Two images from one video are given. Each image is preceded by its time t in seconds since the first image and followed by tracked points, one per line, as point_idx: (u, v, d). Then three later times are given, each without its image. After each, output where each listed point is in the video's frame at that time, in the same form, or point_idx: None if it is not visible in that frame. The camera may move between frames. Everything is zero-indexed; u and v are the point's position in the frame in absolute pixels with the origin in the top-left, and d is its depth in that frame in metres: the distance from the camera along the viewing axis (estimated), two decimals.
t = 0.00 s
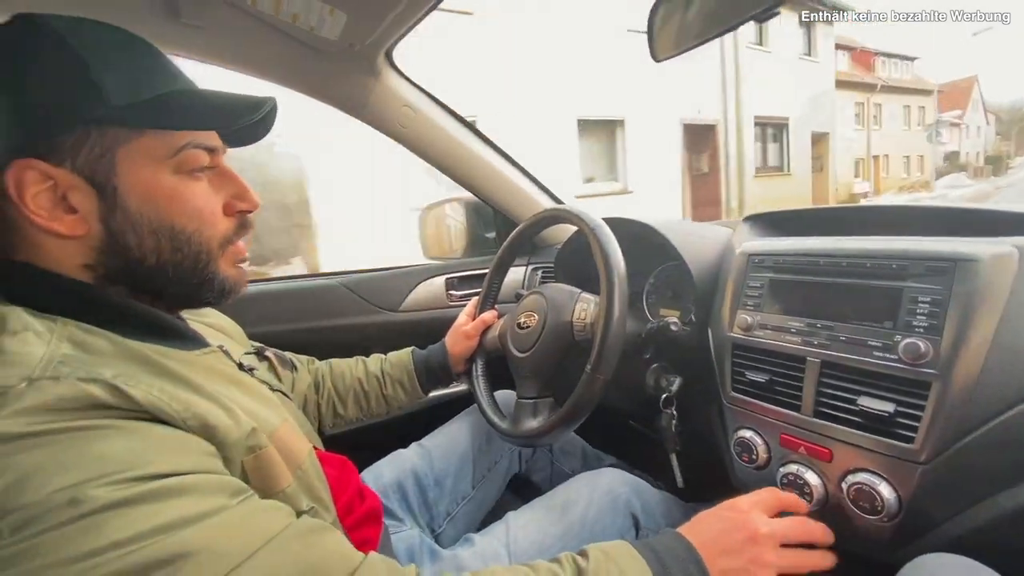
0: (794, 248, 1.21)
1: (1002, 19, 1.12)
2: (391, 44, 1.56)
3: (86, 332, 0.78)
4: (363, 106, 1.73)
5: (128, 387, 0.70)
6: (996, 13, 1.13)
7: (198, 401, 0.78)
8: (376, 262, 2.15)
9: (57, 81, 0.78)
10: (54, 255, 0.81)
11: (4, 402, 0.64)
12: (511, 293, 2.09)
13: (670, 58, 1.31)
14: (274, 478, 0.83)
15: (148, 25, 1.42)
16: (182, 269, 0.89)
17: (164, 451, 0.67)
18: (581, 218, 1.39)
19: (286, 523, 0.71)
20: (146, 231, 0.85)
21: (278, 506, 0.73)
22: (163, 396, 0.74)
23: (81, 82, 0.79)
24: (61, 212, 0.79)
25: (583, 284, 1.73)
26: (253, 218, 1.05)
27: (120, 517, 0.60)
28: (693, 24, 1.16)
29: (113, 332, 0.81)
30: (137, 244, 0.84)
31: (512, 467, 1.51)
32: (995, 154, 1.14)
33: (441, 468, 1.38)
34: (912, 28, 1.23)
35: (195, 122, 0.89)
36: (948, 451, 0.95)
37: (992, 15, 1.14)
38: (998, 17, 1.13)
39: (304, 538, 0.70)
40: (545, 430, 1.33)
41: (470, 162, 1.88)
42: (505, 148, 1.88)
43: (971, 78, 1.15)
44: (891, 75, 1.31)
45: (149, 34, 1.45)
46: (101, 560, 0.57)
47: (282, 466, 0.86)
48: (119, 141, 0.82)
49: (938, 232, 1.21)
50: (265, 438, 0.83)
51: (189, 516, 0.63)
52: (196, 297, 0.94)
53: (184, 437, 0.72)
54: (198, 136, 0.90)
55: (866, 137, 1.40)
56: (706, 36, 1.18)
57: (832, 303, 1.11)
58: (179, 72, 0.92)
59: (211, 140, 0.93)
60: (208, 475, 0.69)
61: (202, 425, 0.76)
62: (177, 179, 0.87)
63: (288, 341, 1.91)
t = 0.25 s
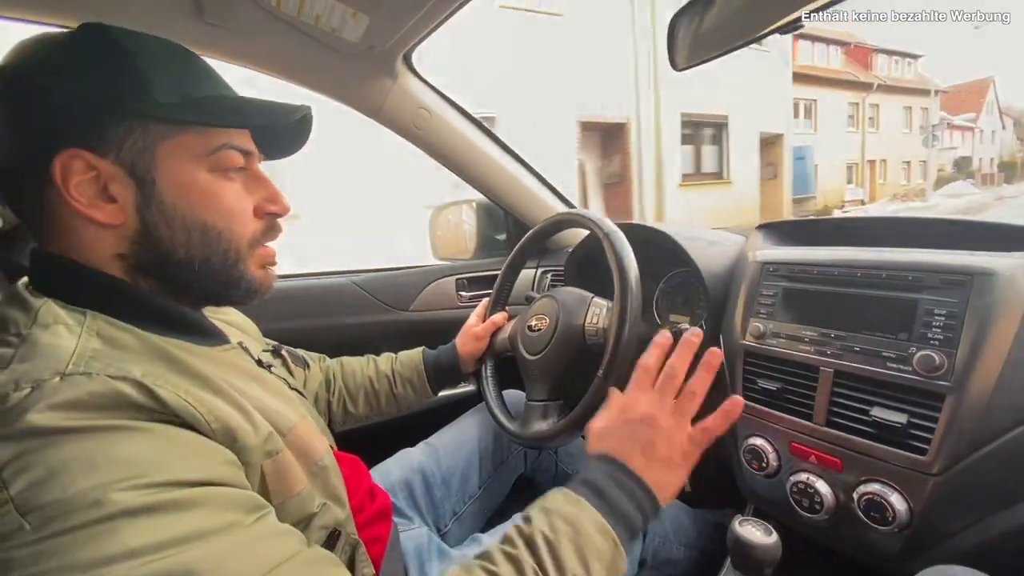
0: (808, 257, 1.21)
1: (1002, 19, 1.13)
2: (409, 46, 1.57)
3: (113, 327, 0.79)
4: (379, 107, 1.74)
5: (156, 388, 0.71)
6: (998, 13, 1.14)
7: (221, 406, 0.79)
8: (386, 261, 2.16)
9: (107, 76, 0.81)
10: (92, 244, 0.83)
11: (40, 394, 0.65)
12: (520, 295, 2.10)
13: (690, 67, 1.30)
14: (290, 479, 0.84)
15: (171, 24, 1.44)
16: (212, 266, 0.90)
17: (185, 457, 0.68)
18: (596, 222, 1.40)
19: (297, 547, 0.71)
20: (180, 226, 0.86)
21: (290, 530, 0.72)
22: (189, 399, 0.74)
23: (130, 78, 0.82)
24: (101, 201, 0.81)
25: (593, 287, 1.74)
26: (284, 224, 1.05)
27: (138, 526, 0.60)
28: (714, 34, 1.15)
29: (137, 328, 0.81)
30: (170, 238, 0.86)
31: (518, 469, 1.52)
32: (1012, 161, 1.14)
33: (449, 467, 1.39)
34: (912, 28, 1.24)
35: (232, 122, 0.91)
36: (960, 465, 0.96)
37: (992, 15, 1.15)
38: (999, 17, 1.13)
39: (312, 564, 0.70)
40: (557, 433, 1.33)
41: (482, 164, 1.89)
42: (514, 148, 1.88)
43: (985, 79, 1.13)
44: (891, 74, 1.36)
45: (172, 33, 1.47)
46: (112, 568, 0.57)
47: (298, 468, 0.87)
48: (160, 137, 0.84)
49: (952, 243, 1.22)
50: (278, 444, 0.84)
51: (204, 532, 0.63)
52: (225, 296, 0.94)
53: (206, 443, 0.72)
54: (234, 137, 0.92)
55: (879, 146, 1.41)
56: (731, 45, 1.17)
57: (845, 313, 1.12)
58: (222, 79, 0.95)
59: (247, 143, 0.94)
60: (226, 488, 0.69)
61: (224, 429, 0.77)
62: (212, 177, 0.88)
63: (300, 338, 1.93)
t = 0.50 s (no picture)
0: (806, 251, 1.21)
1: (1001, 20, 1.11)
2: (406, 40, 1.56)
3: (110, 322, 0.79)
4: (376, 102, 1.73)
5: (153, 383, 0.71)
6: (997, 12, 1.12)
7: (218, 401, 0.80)
8: (384, 258, 2.16)
9: (135, 79, 0.79)
10: (108, 243, 0.82)
11: (35, 391, 0.65)
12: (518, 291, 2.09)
13: (687, 58, 1.30)
14: (286, 474, 0.84)
15: (168, 18, 1.44)
16: (227, 270, 0.89)
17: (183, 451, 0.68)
18: (594, 217, 1.39)
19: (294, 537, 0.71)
20: (198, 228, 0.86)
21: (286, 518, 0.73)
22: (187, 396, 0.75)
23: (159, 82, 0.81)
24: (122, 201, 0.81)
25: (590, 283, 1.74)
26: (291, 227, 1.05)
27: (134, 518, 0.59)
28: (711, 25, 1.15)
29: (136, 324, 0.82)
30: (188, 240, 0.85)
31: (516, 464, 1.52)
32: (1012, 160, 1.12)
33: (448, 463, 1.39)
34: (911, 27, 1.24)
35: (254, 129, 0.90)
36: (958, 457, 0.96)
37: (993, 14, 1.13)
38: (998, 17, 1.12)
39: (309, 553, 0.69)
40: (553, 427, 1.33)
41: (480, 159, 1.88)
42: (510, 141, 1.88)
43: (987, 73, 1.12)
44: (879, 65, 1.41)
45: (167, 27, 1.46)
46: (105, 560, 0.56)
47: (296, 463, 0.87)
48: (184, 140, 0.83)
49: (949, 237, 1.21)
50: (275, 439, 0.84)
51: (202, 523, 0.64)
52: (236, 296, 0.94)
53: (203, 436, 0.73)
54: (253, 143, 0.92)
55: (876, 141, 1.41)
56: (729, 36, 1.17)
57: (843, 307, 1.12)
58: (241, 85, 0.94)
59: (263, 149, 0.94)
60: (223, 480, 0.70)
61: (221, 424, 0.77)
62: (230, 181, 0.88)
63: (297, 334, 1.92)
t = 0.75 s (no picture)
0: (806, 251, 1.21)
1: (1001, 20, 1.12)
2: (406, 40, 1.56)
3: (114, 323, 0.80)
4: (375, 103, 1.73)
5: (158, 383, 0.71)
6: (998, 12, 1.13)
7: (222, 401, 0.79)
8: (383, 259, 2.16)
9: (133, 82, 0.79)
10: (108, 244, 0.82)
11: (39, 392, 0.65)
12: (518, 291, 2.09)
13: (688, 58, 1.30)
14: (291, 475, 0.84)
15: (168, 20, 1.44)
16: (226, 269, 0.90)
17: (189, 451, 0.68)
18: (594, 217, 1.39)
19: (302, 534, 0.70)
20: (198, 228, 0.86)
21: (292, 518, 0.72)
22: (191, 396, 0.74)
23: (157, 83, 0.81)
24: (122, 203, 0.81)
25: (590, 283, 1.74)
26: (286, 224, 1.06)
27: (144, 518, 0.60)
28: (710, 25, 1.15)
29: (139, 325, 0.82)
30: (188, 240, 0.85)
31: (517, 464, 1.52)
32: (1014, 157, 1.11)
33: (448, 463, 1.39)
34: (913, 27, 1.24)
35: (252, 128, 0.90)
36: (958, 456, 0.96)
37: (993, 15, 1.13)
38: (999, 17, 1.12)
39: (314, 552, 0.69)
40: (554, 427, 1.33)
41: (479, 159, 1.88)
42: (509, 140, 1.89)
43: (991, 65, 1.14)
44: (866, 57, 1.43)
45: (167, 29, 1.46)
46: (117, 560, 0.57)
47: (298, 462, 0.87)
48: (183, 140, 0.83)
49: (950, 237, 1.21)
50: (279, 439, 0.84)
51: (211, 522, 0.63)
52: (234, 296, 0.94)
53: (209, 436, 0.72)
54: (249, 142, 0.92)
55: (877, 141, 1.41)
56: (730, 36, 1.16)
57: (842, 306, 1.12)
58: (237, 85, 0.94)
59: (260, 148, 0.94)
60: (230, 478, 0.70)
61: (225, 424, 0.77)
62: (229, 181, 0.88)
63: (296, 335, 1.92)
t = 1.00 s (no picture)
0: (803, 244, 1.21)
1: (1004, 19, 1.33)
2: (403, 31, 1.56)
3: (111, 313, 0.79)
4: (372, 94, 1.73)
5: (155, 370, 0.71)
6: (999, 14, 1.35)
7: (219, 387, 0.79)
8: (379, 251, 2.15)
9: (124, 67, 0.79)
10: (100, 232, 0.82)
11: (36, 378, 0.65)
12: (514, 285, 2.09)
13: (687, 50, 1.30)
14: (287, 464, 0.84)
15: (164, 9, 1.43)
16: (218, 257, 0.89)
17: (188, 436, 0.68)
18: (591, 208, 1.39)
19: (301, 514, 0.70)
20: (189, 215, 0.86)
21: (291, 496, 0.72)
22: (188, 381, 0.74)
23: (147, 68, 0.80)
24: (113, 190, 0.81)
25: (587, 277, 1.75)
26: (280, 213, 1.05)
27: (141, 500, 0.60)
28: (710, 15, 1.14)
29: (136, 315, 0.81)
30: (180, 227, 0.85)
31: (513, 457, 1.52)
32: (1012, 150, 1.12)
33: (443, 456, 1.39)
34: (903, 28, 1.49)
35: (243, 115, 0.89)
36: (952, 448, 0.96)
37: (994, 15, 1.36)
38: (999, 17, 1.34)
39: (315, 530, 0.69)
40: (551, 421, 1.33)
41: (476, 152, 1.88)
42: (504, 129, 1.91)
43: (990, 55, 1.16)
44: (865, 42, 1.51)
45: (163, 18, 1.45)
46: (117, 540, 0.58)
47: (294, 451, 0.87)
48: (173, 127, 0.83)
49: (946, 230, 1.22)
50: (277, 427, 0.84)
51: (209, 502, 0.63)
52: (227, 286, 0.94)
53: (207, 421, 0.72)
54: (240, 128, 0.91)
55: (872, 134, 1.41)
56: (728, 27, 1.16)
57: (839, 300, 1.12)
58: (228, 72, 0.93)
59: (252, 134, 0.93)
60: (227, 461, 0.69)
61: (223, 411, 0.76)
62: (221, 168, 0.88)
63: (292, 328, 1.92)
